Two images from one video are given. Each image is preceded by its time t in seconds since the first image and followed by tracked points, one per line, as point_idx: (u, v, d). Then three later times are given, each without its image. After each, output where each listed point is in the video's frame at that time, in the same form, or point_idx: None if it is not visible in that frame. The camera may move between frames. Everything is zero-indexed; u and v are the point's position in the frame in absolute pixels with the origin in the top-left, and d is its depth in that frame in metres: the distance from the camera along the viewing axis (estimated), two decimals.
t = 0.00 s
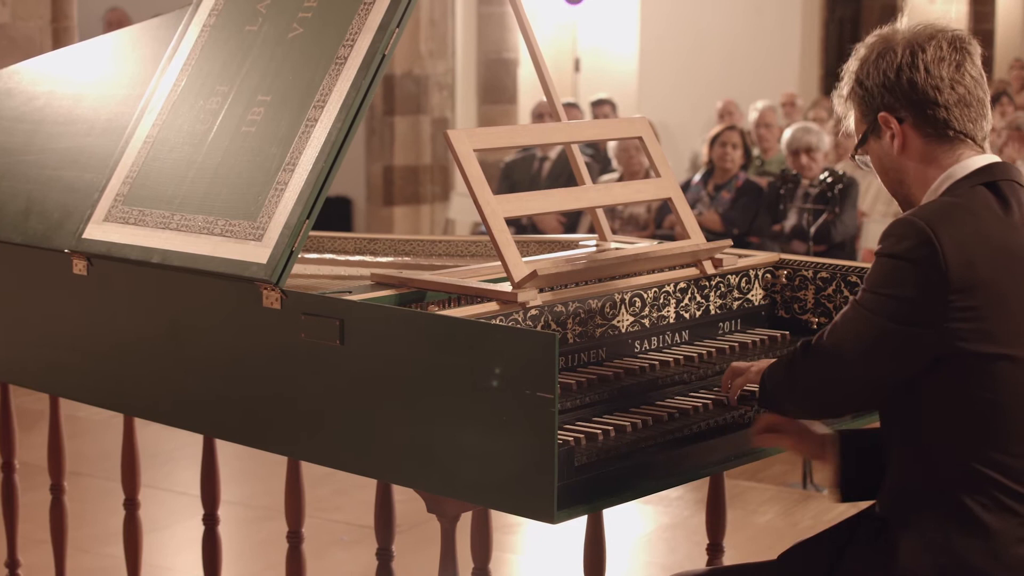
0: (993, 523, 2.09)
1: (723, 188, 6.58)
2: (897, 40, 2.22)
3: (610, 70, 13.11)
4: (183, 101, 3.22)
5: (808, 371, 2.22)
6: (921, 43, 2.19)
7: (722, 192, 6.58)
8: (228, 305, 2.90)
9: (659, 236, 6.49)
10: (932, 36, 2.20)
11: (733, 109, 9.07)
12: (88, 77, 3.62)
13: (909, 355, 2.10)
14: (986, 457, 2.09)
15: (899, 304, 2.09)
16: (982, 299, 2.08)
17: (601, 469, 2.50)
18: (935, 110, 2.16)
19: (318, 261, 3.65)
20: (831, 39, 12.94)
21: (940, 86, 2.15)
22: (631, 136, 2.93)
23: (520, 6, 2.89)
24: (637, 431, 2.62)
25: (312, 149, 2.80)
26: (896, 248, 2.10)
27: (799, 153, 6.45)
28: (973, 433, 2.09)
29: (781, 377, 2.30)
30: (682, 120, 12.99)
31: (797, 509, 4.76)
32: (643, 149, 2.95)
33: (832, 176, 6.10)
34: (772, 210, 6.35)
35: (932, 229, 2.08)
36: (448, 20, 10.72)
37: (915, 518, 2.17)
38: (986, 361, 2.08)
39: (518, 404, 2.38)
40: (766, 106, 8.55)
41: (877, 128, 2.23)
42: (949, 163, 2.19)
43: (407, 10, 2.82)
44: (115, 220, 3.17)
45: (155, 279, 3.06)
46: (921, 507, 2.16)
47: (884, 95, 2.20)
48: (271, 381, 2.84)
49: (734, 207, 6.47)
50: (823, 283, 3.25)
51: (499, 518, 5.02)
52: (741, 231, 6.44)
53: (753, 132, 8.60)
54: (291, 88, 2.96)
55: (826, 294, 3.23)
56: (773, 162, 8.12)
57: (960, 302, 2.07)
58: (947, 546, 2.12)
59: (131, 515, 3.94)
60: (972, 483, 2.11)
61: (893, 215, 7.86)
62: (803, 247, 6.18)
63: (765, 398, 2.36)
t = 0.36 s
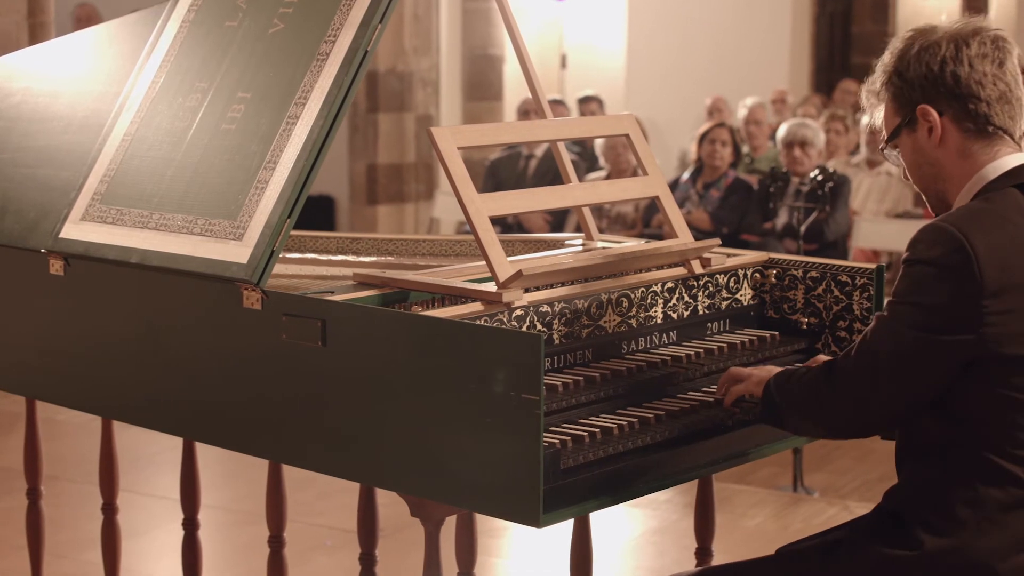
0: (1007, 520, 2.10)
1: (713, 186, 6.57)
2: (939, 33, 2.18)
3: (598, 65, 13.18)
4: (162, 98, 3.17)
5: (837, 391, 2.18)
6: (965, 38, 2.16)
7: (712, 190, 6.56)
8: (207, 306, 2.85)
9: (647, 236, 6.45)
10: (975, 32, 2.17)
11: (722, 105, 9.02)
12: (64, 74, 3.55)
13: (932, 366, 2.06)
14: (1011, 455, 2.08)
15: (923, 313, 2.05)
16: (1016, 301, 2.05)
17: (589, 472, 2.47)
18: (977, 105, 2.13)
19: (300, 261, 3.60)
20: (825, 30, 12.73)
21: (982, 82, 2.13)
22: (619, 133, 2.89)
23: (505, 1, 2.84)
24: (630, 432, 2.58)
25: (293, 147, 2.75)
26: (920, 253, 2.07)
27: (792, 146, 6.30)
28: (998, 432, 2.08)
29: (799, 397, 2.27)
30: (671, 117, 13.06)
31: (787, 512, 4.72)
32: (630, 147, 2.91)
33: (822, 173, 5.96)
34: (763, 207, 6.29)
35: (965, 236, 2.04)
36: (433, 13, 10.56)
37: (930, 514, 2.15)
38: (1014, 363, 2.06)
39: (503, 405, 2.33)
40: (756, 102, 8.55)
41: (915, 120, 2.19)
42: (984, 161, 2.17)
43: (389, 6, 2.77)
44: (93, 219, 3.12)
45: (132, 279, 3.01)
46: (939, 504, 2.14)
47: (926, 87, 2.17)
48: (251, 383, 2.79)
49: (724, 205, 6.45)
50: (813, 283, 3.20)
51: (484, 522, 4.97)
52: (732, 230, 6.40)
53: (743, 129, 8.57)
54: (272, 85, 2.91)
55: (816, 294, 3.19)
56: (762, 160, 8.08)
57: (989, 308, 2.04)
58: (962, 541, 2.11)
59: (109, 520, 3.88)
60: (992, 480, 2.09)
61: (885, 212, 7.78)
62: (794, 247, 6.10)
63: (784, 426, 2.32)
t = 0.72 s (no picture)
0: (996, 526, 2.06)
1: (701, 184, 6.53)
2: (944, 16, 2.11)
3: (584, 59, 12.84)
4: (141, 95, 3.12)
5: (821, 395, 2.15)
6: (970, 25, 2.09)
7: (700, 189, 6.52)
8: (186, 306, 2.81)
9: (633, 235, 6.42)
10: (981, 19, 2.10)
11: (709, 103, 8.98)
12: (42, 71, 3.50)
13: (919, 371, 2.03)
14: (1002, 460, 2.05)
15: (910, 319, 2.03)
16: (1006, 306, 2.03)
17: (574, 473, 2.44)
18: (977, 97, 2.07)
19: (281, 261, 3.56)
20: (805, 37, 13.21)
21: (985, 73, 2.07)
22: (604, 131, 2.86)
23: None
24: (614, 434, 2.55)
25: (274, 146, 2.72)
26: (907, 258, 2.04)
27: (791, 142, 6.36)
28: (990, 438, 2.05)
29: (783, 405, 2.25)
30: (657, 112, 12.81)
31: (775, 514, 4.70)
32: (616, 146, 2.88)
33: (811, 173, 5.77)
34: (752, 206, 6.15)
35: (951, 241, 2.02)
36: (417, 10, 10.49)
37: (919, 517, 2.12)
38: (1006, 368, 2.03)
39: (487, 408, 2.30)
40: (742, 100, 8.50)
41: (911, 108, 2.14)
42: (978, 157, 2.12)
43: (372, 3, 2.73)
44: (71, 219, 3.07)
45: (110, 279, 2.96)
46: (928, 507, 2.11)
47: (926, 75, 2.11)
48: (232, 385, 2.75)
49: (712, 204, 6.41)
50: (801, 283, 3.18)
51: (468, 525, 4.93)
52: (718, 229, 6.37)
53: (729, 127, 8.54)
54: (253, 82, 2.87)
55: (803, 294, 3.17)
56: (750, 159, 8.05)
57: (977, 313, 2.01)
58: (951, 545, 2.08)
59: (88, 524, 3.83)
60: (983, 484, 2.06)
61: (874, 211, 7.75)
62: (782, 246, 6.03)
63: (770, 427, 2.30)
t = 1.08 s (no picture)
0: (989, 533, 2.04)
1: (691, 183, 6.50)
2: (904, 14, 2.09)
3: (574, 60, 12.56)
4: (122, 92, 3.07)
5: (800, 402, 2.12)
6: (931, 20, 2.07)
7: (690, 188, 6.50)
8: (167, 308, 2.76)
9: (622, 234, 6.38)
10: (942, 13, 2.07)
11: (701, 102, 8.90)
12: (21, 66, 3.44)
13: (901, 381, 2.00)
14: (988, 468, 2.02)
15: (888, 332, 2.00)
16: (988, 315, 1.99)
17: (564, 476, 2.40)
18: (944, 93, 2.05)
19: (265, 261, 3.51)
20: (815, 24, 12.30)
21: (950, 68, 2.04)
22: (592, 129, 2.82)
23: None
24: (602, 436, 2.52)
25: (257, 143, 2.67)
26: (883, 272, 2.01)
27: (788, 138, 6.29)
28: (976, 445, 2.02)
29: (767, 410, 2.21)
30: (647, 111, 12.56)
31: (766, 517, 4.67)
32: (605, 143, 2.84)
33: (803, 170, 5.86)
34: (743, 205, 6.14)
35: (926, 252, 1.98)
36: (405, 7, 10.31)
37: (907, 525, 2.10)
38: (992, 376, 2.00)
39: (473, 410, 2.27)
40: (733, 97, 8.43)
41: (879, 108, 2.12)
42: (951, 154, 2.10)
43: None
44: (51, 218, 3.02)
45: (91, 280, 2.91)
46: (915, 514, 2.09)
47: (891, 74, 2.09)
48: (213, 387, 2.71)
49: (702, 203, 6.40)
50: (793, 282, 3.15)
51: (455, 528, 4.89)
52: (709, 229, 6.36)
53: (721, 124, 8.50)
54: (235, 79, 2.82)
55: (795, 294, 3.14)
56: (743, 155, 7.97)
57: (957, 322, 1.97)
58: (938, 553, 2.06)
59: (68, 528, 3.78)
60: (971, 492, 2.03)
61: (867, 210, 7.63)
62: (775, 246, 5.94)
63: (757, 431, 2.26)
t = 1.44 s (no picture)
0: (987, 541, 2.01)
1: (682, 181, 6.34)
2: (835, 28, 2.11)
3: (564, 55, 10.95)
4: (103, 89, 3.02)
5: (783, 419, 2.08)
6: (864, 28, 2.08)
7: (681, 186, 6.33)
8: (148, 308, 2.72)
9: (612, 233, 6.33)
10: (873, 20, 2.09)
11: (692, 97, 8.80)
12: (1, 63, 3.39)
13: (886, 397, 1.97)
14: (986, 476, 2.00)
15: (867, 352, 1.96)
16: (973, 329, 1.96)
17: (554, 478, 2.37)
18: (890, 96, 2.04)
19: (249, 261, 3.45)
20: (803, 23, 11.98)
21: (891, 71, 2.04)
22: (581, 126, 2.78)
23: None
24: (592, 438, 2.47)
25: (240, 141, 2.62)
26: (862, 293, 1.97)
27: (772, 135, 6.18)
28: (970, 456, 2.01)
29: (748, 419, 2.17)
30: (639, 107, 10.78)
31: (759, 520, 4.62)
32: (594, 141, 2.80)
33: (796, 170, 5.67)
34: (733, 204, 6.11)
35: (906, 270, 1.94)
36: None
37: (905, 528, 2.07)
38: (986, 389, 1.98)
39: (461, 411, 2.22)
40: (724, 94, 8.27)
41: (830, 126, 2.11)
42: (912, 158, 2.08)
43: None
44: (30, 217, 2.97)
45: (71, 280, 2.86)
46: (912, 525, 2.07)
47: (834, 88, 2.09)
48: (195, 389, 2.66)
49: (694, 201, 6.23)
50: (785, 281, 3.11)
51: (443, 532, 4.84)
52: (700, 228, 6.21)
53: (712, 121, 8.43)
54: (217, 76, 2.78)
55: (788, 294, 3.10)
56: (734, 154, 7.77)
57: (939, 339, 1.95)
58: (937, 556, 2.04)
59: (48, 533, 3.73)
60: (969, 499, 2.01)
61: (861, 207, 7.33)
62: (765, 244, 5.89)
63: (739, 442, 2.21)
